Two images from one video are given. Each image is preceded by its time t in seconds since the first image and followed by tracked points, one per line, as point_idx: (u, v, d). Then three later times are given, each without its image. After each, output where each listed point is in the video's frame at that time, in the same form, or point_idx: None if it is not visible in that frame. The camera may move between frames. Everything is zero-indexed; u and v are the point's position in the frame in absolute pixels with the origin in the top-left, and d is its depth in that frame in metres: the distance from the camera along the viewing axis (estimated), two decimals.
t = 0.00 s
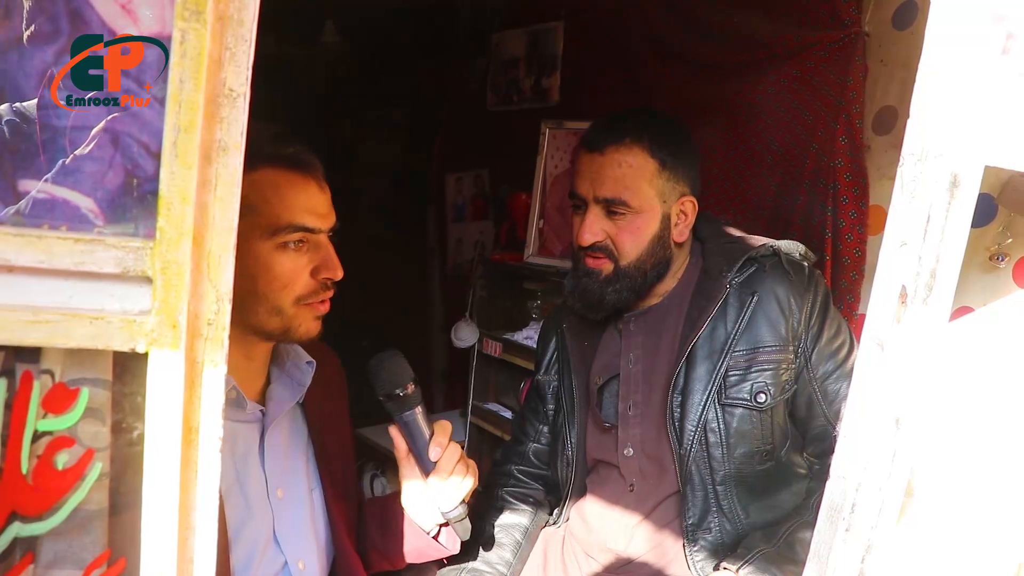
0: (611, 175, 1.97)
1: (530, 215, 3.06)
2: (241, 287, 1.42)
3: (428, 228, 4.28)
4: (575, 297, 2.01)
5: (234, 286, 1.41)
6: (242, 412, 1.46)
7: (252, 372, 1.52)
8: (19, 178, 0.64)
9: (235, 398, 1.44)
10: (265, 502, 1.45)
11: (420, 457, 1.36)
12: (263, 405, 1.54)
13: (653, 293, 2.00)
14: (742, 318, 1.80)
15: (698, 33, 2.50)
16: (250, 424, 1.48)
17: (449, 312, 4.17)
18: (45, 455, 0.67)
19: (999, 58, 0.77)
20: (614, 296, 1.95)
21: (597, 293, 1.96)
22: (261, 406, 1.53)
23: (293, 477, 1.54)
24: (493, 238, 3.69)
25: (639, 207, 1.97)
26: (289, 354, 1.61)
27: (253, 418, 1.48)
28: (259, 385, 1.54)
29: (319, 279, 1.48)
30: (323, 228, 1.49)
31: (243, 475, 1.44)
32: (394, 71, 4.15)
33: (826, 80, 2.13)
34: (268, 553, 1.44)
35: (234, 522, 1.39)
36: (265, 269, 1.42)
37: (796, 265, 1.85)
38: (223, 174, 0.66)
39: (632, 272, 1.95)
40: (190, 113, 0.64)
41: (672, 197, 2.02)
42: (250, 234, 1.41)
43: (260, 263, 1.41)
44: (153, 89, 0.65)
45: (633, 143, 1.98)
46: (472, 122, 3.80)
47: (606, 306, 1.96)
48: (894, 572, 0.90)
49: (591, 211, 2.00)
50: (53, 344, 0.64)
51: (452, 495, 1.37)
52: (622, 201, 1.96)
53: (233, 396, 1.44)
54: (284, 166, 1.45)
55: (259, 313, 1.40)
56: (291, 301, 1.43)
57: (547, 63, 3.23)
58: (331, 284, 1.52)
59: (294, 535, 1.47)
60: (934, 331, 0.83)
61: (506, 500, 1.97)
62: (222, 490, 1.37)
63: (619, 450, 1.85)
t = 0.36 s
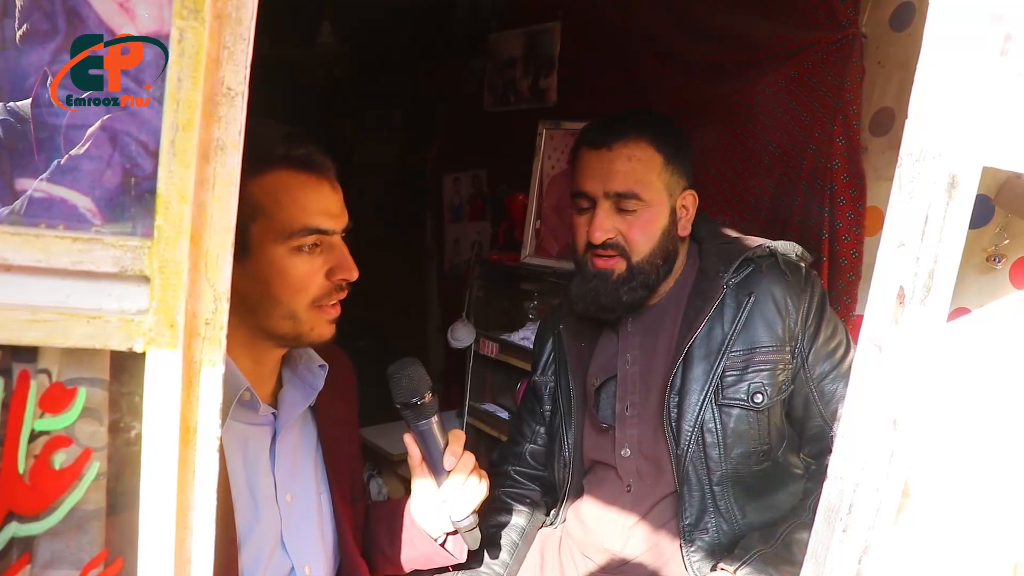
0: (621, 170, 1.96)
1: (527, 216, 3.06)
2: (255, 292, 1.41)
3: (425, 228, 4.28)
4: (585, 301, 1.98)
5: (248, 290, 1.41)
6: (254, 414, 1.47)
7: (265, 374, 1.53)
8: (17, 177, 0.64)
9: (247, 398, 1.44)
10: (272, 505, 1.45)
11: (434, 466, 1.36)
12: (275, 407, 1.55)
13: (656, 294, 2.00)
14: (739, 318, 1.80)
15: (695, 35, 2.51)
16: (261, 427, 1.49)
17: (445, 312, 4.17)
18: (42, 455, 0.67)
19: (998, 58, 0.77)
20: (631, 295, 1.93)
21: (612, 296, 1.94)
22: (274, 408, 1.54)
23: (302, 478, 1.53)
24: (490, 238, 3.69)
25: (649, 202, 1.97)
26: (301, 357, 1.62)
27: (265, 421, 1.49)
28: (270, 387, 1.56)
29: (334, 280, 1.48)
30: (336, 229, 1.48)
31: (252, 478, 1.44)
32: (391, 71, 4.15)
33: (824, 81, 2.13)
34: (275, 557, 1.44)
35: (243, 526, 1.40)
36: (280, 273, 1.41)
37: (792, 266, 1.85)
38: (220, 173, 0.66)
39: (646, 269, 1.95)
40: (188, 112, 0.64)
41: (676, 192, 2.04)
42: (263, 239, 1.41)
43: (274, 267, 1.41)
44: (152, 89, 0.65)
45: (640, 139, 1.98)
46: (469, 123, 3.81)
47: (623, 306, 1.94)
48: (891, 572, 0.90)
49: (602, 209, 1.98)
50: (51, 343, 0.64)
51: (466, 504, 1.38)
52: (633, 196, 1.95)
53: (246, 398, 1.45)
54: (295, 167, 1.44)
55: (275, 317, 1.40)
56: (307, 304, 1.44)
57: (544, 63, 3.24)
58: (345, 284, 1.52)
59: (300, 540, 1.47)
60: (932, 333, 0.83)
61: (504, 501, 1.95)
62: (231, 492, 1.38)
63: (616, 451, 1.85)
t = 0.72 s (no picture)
0: (626, 169, 1.95)
1: (526, 216, 3.06)
2: (250, 293, 1.41)
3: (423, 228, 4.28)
4: (594, 299, 1.96)
5: (240, 292, 1.41)
6: (251, 414, 1.47)
7: (260, 373, 1.53)
8: (18, 175, 0.64)
9: (244, 399, 1.44)
10: (271, 505, 1.45)
11: (433, 463, 1.35)
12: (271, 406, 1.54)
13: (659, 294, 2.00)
14: (738, 318, 1.80)
15: (695, 36, 2.51)
16: (257, 427, 1.49)
17: (444, 312, 4.17)
18: (42, 454, 0.66)
19: (999, 61, 0.77)
20: (638, 293, 1.93)
21: (620, 297, 1.92)
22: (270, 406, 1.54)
23: (300, 478, 1.54)
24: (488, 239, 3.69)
25: (655, 200, 1.97)
26: (297, 354, 1.61)
27: (261, 420, 1.49)
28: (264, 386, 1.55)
29: (328, 275, 1.48)
30: (328, 223, 1.49)
31: (251, 479, 1.44)
32: (391, 72, 4.16)
33: (823, 82, 2.13)
34: (272, 557, 1.44)
35: (243, 527, 1.40)
36: (275, 272, 1.41)
37: (792, 267, 1.85)
38: (222, 173, 0.66)
39: (653, 269, 1.95)
40: (190, 112, 0.64)
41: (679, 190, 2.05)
42: (255, 239, 1.40)
43: (267, 267, 1.41)
44: (153, 89, 0.65)
45: (643, 138, 1.98)
46: (468, 124, 3.81)
47: (629, 305, 1.93)
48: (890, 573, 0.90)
49: (608, 208, 1.97)
50: (52, 342, 0.64)
51: (463, 501, 1.38)
52: (640, 194, 1.95)
53: (243, 398, 1.44)
54: (282, 165, 1.44)
55: (270, 317, 1.40)
56: (302, 302, 1.44)
57: (543, 63, 3.24)
58: (339, 280, 1.53)
59: (297, 539, 1.47)
60: (931, 335, 0.83)
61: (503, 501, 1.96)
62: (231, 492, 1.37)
63: (616, 451, 1.85)
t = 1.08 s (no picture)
0: (620, 165, 1.99)
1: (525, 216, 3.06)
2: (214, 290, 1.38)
3: (422, 228, 4.28)
4: (591, 295, 1.98)
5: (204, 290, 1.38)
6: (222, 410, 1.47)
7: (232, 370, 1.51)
8: (16, 175, 0.64)
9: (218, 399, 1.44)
10: (248, 502, 1.45)
11: (410, 450, 1.35)
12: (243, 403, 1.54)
13: (658, 292, 2.01)
14: (735, 319, 1.81)
15: (693, 36, 2.51)
16: (229, 425, 1.48)
17: (443, 312, 4.17)
18: (39, 453, 0.67)
19: (995, 61, 0.78)
20: (635, 287, 1.95)
21: (617, 291, 1.94)
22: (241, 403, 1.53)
23: (279, 474, 1.55)
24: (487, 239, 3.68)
25: (650, 195, 2.00)
26: (266, 348, 1.63)
27: (232, 417, 1.48)
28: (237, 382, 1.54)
29: (293, 269, 1.50)
30: (289, 217, 1.51)
31: (228, 478, 1.43)
32: (390, 72, 4.16)
33: (821, 82, 2.13)
34: (252, 553, 1.44)
35: (219, 529, 1.39)
36: (241, 267, 1.40)
37: (789, 267, 1.85)
38: (220, 172, 0.66)
39: (651, 263, 1.97)
40: (187, 111, 0.64)
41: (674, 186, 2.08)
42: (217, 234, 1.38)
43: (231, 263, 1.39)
44: (152, 89, 0.65)
45: (637, 135, 2.02)
46: (467, 125, 3.81)
47: (627, 299, 1.95)
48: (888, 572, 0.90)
49: (604, 205, 2.01)
50: (49, 341, 0.64)
51: (443, 489, 1.38)
52: (634, 189, 1.99)
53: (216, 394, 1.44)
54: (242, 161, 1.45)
55: (238, 315, 1.39)
56: (269, 297, 1.43)
57: (542, 63, 3.23)
58: (301, 274, 1.54)
59: (276, 534, 1.48)
60: (927, 335, 0.84)
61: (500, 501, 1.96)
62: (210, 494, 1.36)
63: (613, 452, 1.85)
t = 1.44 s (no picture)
0: (614, 164, 2.00)
1: (525, 216, 3.06)
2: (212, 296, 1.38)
3: (423, 228, 4.28)
4: (588, 294, 1.99)
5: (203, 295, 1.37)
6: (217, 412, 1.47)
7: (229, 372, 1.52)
8: (16, 176, 0.64)
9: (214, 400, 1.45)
10: (246, 502, 1.46)
11: (406, 450, 1.36)
12: (240, 403, 1.55)
13: (655, 291, 2.02)
14: (734, 319, 1.81)
15: (693, 36, 2.52)
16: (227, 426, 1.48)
17: (444, 313, 4.17)
18: (39, 453, 0.67)
19: (994, 60, 0.78)
20: (631, 286, 1.95)
21: (612, 290, 1.95)
22: (238, 404, 1.54)
23: (276, 476, 1.55)
24: (488, 239, 3.68)
25: (644, 193, 2.00)
26: (263, 350, 1.64)
27: (230, 418, 1.49)
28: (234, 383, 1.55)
29: (290, 274, 1.50)
30: (288, 222, 1.51)
31: (226, 479, 1.44)
32: (391, 73, 4.17)
33: (820, 82, 2.13)
34: (250, 553, 1.45)
35: (216, 531, 1.39)
36: (240, 274, 1.40)
37: (788, 266, 1.85)
38: (218, 174, 0.66)
39: (646, 260, 1.97)
40: (184, 113, 0.65)
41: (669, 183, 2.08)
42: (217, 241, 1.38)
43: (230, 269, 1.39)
44: (152, 89, 0.65)
45: (631, 134, 2.02)
46: (468, 125, 3.82)
47: (623, 297, 1.95)
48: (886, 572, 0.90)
49: (599, 203, 2.02)
50: (48, 342, 0.64)
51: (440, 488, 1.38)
52: (629, 187, 1.99)
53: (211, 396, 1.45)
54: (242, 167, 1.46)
55: (236, 319, 1.39)
56: (267, 303, 1.44)
57: (543, 64, 3.23)
58: (299, 280, 1.54)
59: (274, 534, 1.48)
60: (924, 334, 0.84)
61: (501, 501, 1.96)
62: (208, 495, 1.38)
63: (613, 451, 1.85)
